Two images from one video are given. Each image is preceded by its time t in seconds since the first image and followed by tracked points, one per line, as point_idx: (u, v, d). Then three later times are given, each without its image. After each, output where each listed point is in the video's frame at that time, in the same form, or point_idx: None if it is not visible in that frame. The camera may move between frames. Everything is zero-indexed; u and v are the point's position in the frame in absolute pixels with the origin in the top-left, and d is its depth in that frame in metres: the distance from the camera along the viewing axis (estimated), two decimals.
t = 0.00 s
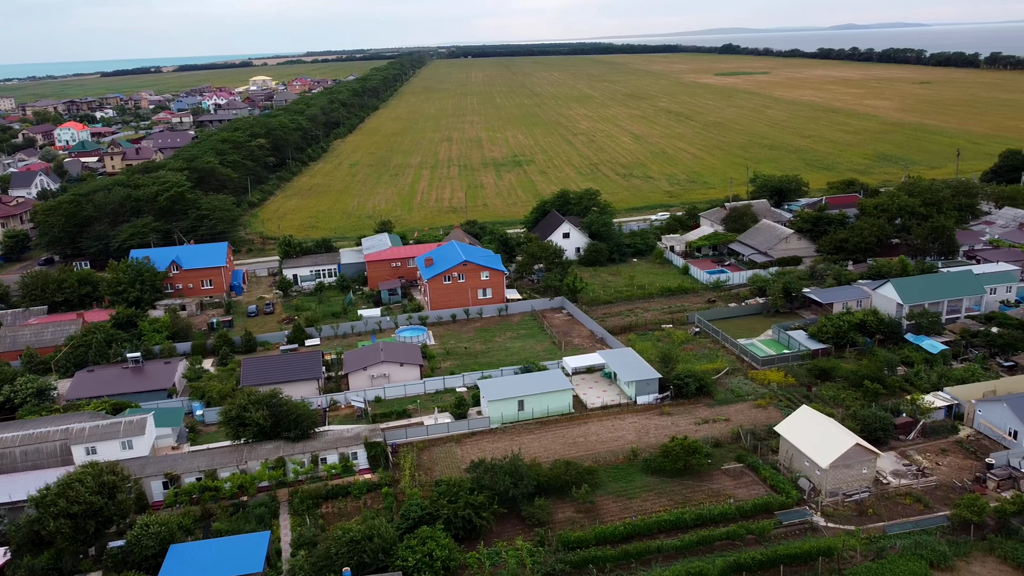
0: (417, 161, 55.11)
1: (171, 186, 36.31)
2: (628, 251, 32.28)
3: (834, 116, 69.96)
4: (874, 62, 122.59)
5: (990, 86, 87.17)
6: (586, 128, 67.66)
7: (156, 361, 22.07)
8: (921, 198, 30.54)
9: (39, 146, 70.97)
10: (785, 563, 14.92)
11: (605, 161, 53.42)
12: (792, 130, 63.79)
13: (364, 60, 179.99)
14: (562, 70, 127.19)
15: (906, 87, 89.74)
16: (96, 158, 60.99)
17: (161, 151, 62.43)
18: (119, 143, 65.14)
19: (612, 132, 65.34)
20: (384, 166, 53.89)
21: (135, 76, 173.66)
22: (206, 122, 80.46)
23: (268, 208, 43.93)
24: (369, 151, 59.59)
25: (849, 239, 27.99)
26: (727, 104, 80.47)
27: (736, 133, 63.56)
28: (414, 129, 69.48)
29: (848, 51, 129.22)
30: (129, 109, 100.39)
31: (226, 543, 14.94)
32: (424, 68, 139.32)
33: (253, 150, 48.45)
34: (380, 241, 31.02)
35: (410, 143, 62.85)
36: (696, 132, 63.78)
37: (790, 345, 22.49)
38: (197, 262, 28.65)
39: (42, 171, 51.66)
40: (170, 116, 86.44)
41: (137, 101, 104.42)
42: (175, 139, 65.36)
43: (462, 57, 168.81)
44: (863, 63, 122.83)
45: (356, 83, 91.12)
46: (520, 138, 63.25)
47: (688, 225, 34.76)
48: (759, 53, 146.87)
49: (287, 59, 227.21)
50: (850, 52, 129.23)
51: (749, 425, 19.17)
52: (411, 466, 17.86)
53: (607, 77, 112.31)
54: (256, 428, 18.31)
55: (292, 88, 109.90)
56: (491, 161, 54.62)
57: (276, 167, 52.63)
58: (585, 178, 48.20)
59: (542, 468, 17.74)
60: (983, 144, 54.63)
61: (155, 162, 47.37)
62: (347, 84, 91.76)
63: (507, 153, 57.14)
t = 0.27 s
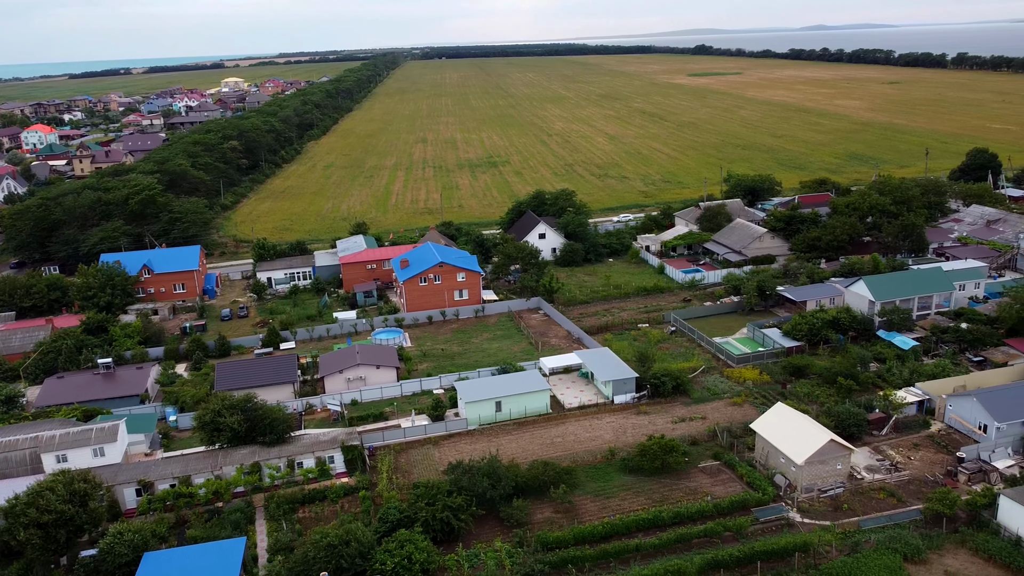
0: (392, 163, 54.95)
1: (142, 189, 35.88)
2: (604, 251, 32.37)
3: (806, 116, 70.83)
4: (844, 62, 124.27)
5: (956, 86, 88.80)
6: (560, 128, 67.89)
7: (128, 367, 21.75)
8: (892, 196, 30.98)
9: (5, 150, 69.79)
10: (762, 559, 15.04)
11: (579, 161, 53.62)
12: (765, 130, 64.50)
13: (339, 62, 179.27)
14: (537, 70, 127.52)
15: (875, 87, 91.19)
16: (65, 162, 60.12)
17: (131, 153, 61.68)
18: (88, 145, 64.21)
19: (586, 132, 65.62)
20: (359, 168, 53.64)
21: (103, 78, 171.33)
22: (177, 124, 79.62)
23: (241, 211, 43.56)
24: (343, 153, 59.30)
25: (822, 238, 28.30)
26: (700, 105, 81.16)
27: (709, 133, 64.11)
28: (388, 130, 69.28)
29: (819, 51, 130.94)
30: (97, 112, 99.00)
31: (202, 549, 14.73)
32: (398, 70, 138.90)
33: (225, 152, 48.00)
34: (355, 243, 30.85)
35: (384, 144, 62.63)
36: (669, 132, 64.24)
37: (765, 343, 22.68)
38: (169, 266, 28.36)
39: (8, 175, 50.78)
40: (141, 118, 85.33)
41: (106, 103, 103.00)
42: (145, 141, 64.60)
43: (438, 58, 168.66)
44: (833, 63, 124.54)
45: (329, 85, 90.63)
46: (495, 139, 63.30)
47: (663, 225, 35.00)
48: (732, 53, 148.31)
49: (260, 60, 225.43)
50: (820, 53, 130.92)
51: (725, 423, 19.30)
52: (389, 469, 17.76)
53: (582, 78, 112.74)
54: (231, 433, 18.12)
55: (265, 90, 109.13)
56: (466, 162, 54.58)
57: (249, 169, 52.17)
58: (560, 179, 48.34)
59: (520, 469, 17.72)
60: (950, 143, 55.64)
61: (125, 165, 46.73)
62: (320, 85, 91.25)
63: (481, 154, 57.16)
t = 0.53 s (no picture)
0: (366, 163, 54.71)
1: (112, 192, 35.41)
2: (579, 250, 32.47)
3: (778, 116, 71.63)
4: (814, 62, 125.86)
5: (923, 85, 90.30)
6: (535, 128, 67.98)
7: (98, 372, 21.42)
8: (862, 194, 31.39)
9: None
10: (739, 555, 15.15)
11: (554, 161, 53.76)
12: (738, 129, 65.11)
13: (314, 62, 178.15)
14: (513, 70, 127.65)
15: (844, 87, 92.19)
16: (31, 164, 59.19)
17: (99, 155, 60.86)
18: (55, 148, 63.18)
19: (560, 132, 65.81)
20: (332, 169, 53.35)
21: (71, 79, 168.83)
22: (147, 125, 78.70)
23: (213, 213, 43.13)
24: (316, 154, 58.94)
25: (794, 236, 28.62)
26: (674, 105, 81.72)
27: (682, 132, 64.61)
28: (362, 131, 68.98)
29: (790, 51, 132.47)
30: (65, 113, 97.44)
31: (176, 555, 14.53)
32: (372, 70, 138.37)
33: (196, 153, 47.49)
34: (330, 244, 30.64)
35: (358, 145, 62.35)
36: (643, 132, 64.65)
37: (739, 340, 22.87)
38: (140, 269, 27.98)
39: None
40: (109, 119, 84.12)
41: (73, 104, 101.44)
42: (115, 143, 63.77)
43: (412, 59, 168.22)
44: (804, 63, 126.05)
45: (301, 85, 90.06)
46: (469, 139, 63.28)
47: (638, 224, 35.19)
48: (706, 53, 149.52)
49: (233, 61, 223.36)
50: (791, 53, 132.49)
51: (701, 421, 19.42)
52: (365, 471, 17.65)
53: (558, 78, 113.01)
54: (204, 438, 17.91)
55: (237, 91, 108.13)
56: (440, 162, 54.48)
57: (221, 171, 51.65)
58: (535, 179, 48.42)
59: (498, 470, 17.69)
60: (918, 142, 56.57)
61: (94, 166, 46.02)
62: (293, 86, 90.65)
63: (456, 154, 57.10)
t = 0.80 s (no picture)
0: (340, 165, 54.41)
1: (81, 196, 34.87)
2: (555, 251, 32.54)
3: (750, 115, 72.36)
4: (786, 63, 127.38)
5: (891, 86, 91.79)
6: (510, 129, 68.01)
7: (68, 378, 21.06)
8: (833, 193, 31.82)
9: None
10: (715, 552, 15.26)
11: (529, 162, 53.85)
12: (712, 129, 65.68)
13: (288, 64, 176.81)
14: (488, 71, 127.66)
15: (815, 87, 93.43)
16: None
17: (67, 158, 59.91)
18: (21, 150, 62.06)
19: (535, 133, 65.92)
20: (306, 170, 53.01)
21: (37, 81, 165.98)
22: (116, 127, 77.61)
23: (185, 216, 42.66)
24: (289, 156, 58.51)
25: (767, 235, 28.93)
26: (647, 105, 82.22)
27: (656, 132, 65.04)
28: (336, 132, 68.62)
29: (761, 52, 134.00)
30: (30, 115, 95.73)
31: (149, 562, 14.30)
32: (345, 71, 137.59)
33: (167, 156, 46.92)
34: (304, 246, 30.41)
35: (331, 146, 62.01)
36: (617, 133, 64.97)
37: (714, 339, 23.04)
38: (110, 273, 27.58)
39: None
40: (77, 121, 82.79)
41: (39, 106, 99.68)
42: (83, 145, 62.82)
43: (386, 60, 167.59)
44: (775, 64, 127.53)
45: (274, 87, 89.32)
46: (444, 140, 63.21)
47: (613, 224, 35.35)
48: (679, 54, 150.66)
49: (205, 62, 220.88)
50: (763, 54, 133.94)
51: (677, 419, 19.52)
52: (342, 475, 17.52)
53: (534, 79, 113.22)
54: (177, 444, 17.70)
55: (207, 92, 107.01)
56: (415, 163, 54.35)
57: (193, 173, 51.06)
58: (510, 179, 48.48)
59: (475, 471, 17.67)
60: (887, 141, 57.49)
61: (61, 169, 45.25)
62: (265, 87, 89.88)
63: (431, 155, 57.01)
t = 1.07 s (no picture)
0: (314, 166, 54.07)
1: (48, 199, 34.25)
2: (530, 251, 32.59)
3: (722, 116, 73.03)
4: (757, 63, 128.81)
5: (860, 86, 93.20)
6: (484, 130, 68.00)
7: (36, 385, 20.66)
8: (805, 192, 32.14)
9: None
10: (692, 549, 15.36)
11: (503, 163, 53.89)
12: (685, 129, 66.18)
13: (260, 64, 175.31)
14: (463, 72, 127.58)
15: (786, 87, 94.67)
16: None
17: (34, 161, 58.86)
18: None
19: (509, 134, 65.98)
20: (279, 172, 52.60)
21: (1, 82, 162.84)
22: (84, 130, 76.40)
23: (155, 219, 42.11)
24: (261, 158, 58.00)
25: (741, 234, 29.24)
26: (621, 105, 82.62)
27: (629, 133, 65.40)
28: (308, 134, 68.14)
29: (732, 52, 135.32)
30: None
31: (121, 571, 14.05)
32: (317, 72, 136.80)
33: (136, 158, 46.29)
34: (278, 249, 30.16)
35: (304, 148, 61.56)
36: (591, 133, 65.23)
37: (689, 338, 23.20)
38: (79, 278, 27.14)
39: None
40: (44, 123, 81.34)
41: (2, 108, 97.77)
42: (50, 148, 61.75)
43: (360, 61, 166.77)
44: (747, 65, 128.84)
45: (245, 88, 88.46)
46: (418, 141, 63.07)
47: (588, 224, 35.47)
48: (653, 54, 151.68)
49: (175, 63, 218.16)
50: (735, 54, 135.33)
51: (653, 419, 19.61)
52: (318, 479, 17.39)
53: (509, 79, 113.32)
54: (150, 450, 17.43)
55: (177, 94, 105.75)
56: (389, 165, 54.16)
57: (163, 176, 50.41)
58: (484, 180, 48.48)
59: (452, 473, 17.62)
60: (856, 140, 58.31)
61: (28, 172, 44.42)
62: (236, 89, 89.01)
63: (405, 156, 56.85)
